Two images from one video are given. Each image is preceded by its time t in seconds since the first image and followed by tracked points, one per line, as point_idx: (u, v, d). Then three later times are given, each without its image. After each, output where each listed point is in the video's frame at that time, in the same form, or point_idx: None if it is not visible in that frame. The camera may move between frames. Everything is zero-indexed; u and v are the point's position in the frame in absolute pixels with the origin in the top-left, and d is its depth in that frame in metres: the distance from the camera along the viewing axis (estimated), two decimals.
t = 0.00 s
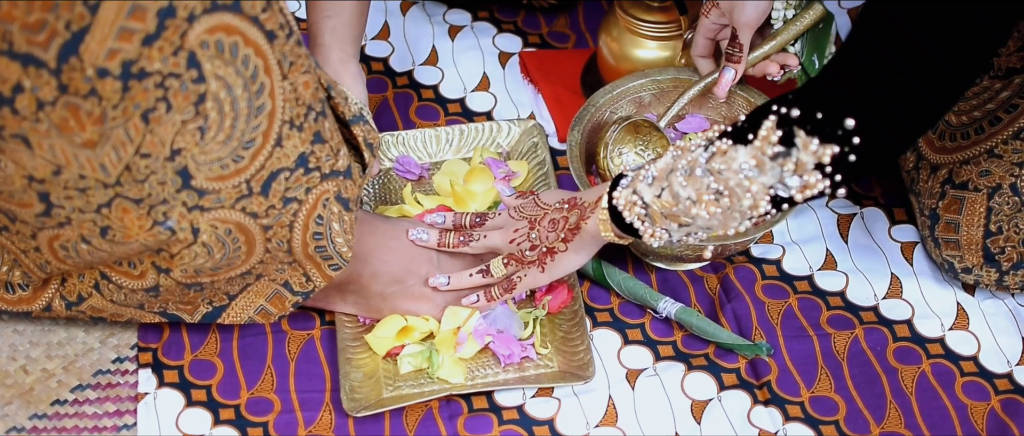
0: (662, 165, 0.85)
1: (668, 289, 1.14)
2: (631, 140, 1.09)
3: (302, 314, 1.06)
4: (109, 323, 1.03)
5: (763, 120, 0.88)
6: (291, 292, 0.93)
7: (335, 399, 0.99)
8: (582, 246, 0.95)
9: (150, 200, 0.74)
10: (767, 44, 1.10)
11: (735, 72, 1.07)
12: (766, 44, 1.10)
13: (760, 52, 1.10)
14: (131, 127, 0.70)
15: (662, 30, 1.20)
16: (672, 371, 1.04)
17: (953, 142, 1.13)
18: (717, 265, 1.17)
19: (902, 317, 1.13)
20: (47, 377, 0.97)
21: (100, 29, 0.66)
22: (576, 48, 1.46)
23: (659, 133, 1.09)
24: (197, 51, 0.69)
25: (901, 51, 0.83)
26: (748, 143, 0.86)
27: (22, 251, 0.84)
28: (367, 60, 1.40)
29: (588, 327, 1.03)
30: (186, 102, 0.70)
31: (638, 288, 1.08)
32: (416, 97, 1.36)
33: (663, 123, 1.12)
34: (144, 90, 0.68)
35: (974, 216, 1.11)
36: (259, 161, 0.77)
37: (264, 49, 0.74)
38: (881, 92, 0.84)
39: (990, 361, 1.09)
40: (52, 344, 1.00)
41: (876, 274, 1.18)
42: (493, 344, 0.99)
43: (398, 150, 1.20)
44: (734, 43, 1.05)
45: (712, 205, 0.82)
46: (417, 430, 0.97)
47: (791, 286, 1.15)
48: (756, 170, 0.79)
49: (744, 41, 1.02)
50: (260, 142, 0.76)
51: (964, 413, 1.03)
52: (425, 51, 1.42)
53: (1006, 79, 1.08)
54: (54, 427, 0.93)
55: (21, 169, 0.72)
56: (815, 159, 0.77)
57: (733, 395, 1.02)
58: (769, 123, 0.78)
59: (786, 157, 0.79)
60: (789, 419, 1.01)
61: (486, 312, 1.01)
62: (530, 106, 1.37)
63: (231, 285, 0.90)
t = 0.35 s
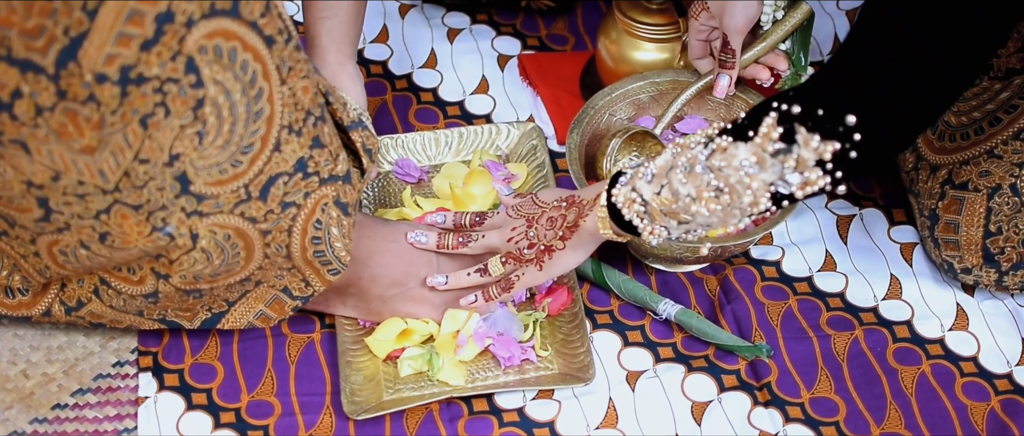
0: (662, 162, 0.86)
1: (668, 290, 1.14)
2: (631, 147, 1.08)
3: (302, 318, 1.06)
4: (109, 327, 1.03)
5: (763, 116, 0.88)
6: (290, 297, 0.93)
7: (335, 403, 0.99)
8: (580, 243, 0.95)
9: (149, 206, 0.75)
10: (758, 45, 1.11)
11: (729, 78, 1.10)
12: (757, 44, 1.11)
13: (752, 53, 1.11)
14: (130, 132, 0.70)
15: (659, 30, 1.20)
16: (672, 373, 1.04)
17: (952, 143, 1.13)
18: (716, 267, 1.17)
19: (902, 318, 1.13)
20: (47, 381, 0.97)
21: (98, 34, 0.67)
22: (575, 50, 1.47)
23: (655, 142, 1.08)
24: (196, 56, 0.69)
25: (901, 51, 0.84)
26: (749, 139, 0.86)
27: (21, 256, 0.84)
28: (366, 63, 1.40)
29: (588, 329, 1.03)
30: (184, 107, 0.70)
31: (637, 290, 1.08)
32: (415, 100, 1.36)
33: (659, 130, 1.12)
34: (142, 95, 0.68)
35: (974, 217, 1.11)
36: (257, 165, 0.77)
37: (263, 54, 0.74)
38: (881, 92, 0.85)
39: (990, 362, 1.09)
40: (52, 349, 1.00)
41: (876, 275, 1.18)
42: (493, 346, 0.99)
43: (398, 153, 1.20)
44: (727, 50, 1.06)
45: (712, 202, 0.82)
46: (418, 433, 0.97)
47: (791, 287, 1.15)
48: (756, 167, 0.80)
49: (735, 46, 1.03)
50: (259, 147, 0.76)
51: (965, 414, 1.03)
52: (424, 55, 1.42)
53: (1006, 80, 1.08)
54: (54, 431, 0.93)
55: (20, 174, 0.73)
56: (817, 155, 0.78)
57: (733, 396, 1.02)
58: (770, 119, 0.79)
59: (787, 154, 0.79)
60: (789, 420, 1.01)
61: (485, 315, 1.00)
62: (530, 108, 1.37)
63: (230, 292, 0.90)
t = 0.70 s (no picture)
0: (660, 156, 0.85)
1: (665, 287, 1.14)
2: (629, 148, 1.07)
3: (300, 317, 1.06)
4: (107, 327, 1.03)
5: (764, 110, 0.91)
6: (287, 297, 0.93)
7: (333, 402, 0.99)
8: (576, 237, 0.95)
9: (145, 206, 0.75)
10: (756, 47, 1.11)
11: (728, 81, 1.10)
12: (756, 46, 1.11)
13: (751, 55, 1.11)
14: (126, 133, 0.70)
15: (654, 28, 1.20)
16: (670, 370, 1.04)
17: (950, 138, 1.13)
18: (714, 264, 1.17)
19: (899, 314, 1.13)
20: (45, 381, 0.97)
21: (94, 34, 0.66)
22: (572, 48, 1.46)
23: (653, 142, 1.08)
24: (191, 56, 0.69)
25: (901, 50, 0.84)
26: (748, 132, 0.89)
27: (18, 256, 0.84)
28: (362, 62, 1.40)
29: (585, 327, 1.04)
30: (180, 107, 0.70)
31: (634, 287, 1.08)
32: (411, 98, 1.36)
33: (657, 130, 1.10)
34: (138, 96, 0.68)
35: (972, 212, 1.11)
36: (253, 165, 0.77)
37: (259, 54, 0.74)
38: (881, 90, 0.86)
39: (987, 358, 1.09)
40: (50, 348, 1.00)
41: (873, 272, 1.18)
42: (491, 344, 0.99)
43: (394, 152, 1.20)
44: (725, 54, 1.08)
45: (712, 196, 0.82)
46: (416, 431, 0.97)
47: (788, 284, 1.15)
48: (756, 160, 0.79)
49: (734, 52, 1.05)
50: (255, 147, 0.76)
51: (962, 410, 1.03)
52: (421, 53, 1.42)
53: (1003, 75, 1.08)
54: (51, 431, 0.93)
55: (16, 175, 0.73)
56: (817, 148, 0.77)
57: (730, 393, 1.02)
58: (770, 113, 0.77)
59: (787, 148, 0.79)
60: (787, 417, 1.01)
61: (483, 313, 1.01)
62: (526, 106, 1.37)
63: (227, 293, 0.90)
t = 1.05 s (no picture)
0: (661, 153, 0.85)
1: (664, 287, 1.14)
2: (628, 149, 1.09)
3: (299, 317, 1.06)
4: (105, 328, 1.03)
5: (765, 106, 0.89)
6: (286, 298, 0.93)
7: (333, 402, 0.99)
8: (577, 234, 0.95)
9: (143, 208, 0.75)
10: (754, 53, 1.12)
11: (724, 86, 1.09)
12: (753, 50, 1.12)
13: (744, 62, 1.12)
14: (124, 135, 0.70)
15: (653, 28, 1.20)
16: (669, 370, 1.04)
17: (949, 136, 1.13)
18: (712, 264, 1.17)
19: (898, 313, 1.13)
20: (44, 383, 0.97)
21: (91, 37, 0.66)
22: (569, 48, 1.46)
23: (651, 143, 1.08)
24: (189, 58, 0.69)
25: (901, 50, 0.84)
26: (750, 130, 0.88)
27: (16, 258, 0.84)
28: (360, 62, 1.40)
29: (584, 327, 1.04)
30: (178, 109, 0.70)
31: (633, 287, 1.08)
32: (409, 99, 1.36)
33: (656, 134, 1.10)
34: (136, 98, 0.68)
35: (970, 210, 1.11)
36: (251, 167, 0.77)
37: (256, 55, 0.74)
38: (881, 88, 0.86)
39: (986, 356, 1.09)
40: (49, 350, 1.00)
41: (871, 270, 1.18)
42: (490, 344, 0.99)
43: (392, 152, 1.20)
44: (721, 58, 1.06)
45: (713, 193, 0.82)
46: (415, 432, 0.97)
47: (787, 283, 1.15)
48: (758, 157, 0.81)
49: (729, 56, 1.04)
50: (253, 148, 0.76)
51: (961, 409, 1.04)
52: (418, 53, 1.42)
53: (1002, 73, 1.10)
54: (51, 433, 0.93)
55: (14, 177, 0.73)
56: (819, 144, 0.80)
57: (730, 393, 1.03)
58: (772, 110, 0.80)
59: (789, 143, 0.81)
60: (786, 416, 1.01)
61: (482, 313, 1.01)
62: (524, 106, 1.37)
63: (225, 295, 0.90)
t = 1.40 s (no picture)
0: (663, 154, 0.85)
1: (665, 289, 1.14)
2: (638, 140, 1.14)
3: (300, 320, 1.06)
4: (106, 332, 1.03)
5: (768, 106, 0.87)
6: (287, 302, 0.93)
7: (334, 405, 0.99)
8: (578, 235, 0.93)
9: (144, 212, 0.75)
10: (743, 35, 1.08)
11: (711, 70, 1.07)
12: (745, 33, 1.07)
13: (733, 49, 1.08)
14: (125, 139, 0.70)
15: (653, 30, 1.21)
16: (670, 372, 1.04)
17: (948, 137, 1.14)
18: (713, 266, 1.17)
19: (898, 314, 1.13)
20: (45, 387, 0.97)
21: (93, 41, 0.66)
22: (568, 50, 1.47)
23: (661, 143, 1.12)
24: (190, 61, 0.69)
25: (901, 50, 0.85)
26: (753, 130, 0.85)
27: (17, 263, 0.84)
28: (359, 65, 1.40)
29: (585, 329, 1.04)
30: (179, 113, 0.70)
31: (633, 288, 1.08)
32: (409, 102, 1.36)
33: (657, 131, 1.12)
34: (137, 102, 0.68)
35: (970, 211, 1.11)
36: (252, 170, 0.77)
37: (257, 59, 0.74)
38: (882, 89, 0.86)
39: (986, 357, 1.09)
40: (50, 354, 1.00)
41: (871, 271, 1.18)
42: (491, 347, 1.00)
43: (392, 155, 1.20)
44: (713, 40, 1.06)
45: (716, 193, 0.82)
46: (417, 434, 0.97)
47: (787, 284, 1.15)
48: (761, 157, 0.81)
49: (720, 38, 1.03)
50: (253, 152, 0.76)
51: (962, 409, 1.04)
52: (418, 56, 1.42)
53: (1002, 74, 1.10)
54: None
55: (15, 182, 0.73)
56: (822, 144, 0.80)
57: (730, 394, 1.03)
58: (775, 110, 0.81)
59: (792, 144, 0.81)
60: (787, 417, 1.01)
61: (483, 316, 1.01)
62: (524, 109, 1.37)
63: (227, 299, 0.90)
